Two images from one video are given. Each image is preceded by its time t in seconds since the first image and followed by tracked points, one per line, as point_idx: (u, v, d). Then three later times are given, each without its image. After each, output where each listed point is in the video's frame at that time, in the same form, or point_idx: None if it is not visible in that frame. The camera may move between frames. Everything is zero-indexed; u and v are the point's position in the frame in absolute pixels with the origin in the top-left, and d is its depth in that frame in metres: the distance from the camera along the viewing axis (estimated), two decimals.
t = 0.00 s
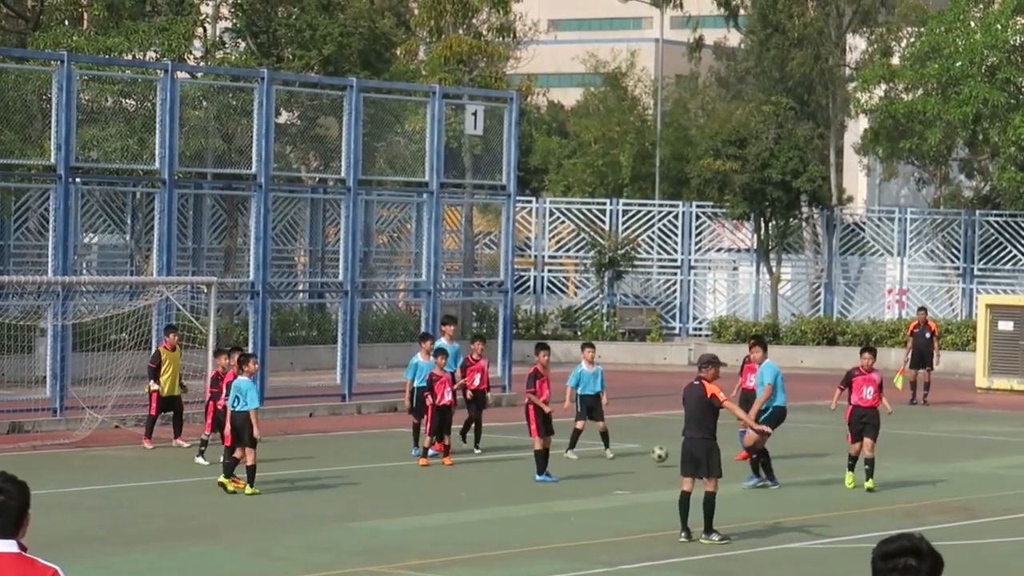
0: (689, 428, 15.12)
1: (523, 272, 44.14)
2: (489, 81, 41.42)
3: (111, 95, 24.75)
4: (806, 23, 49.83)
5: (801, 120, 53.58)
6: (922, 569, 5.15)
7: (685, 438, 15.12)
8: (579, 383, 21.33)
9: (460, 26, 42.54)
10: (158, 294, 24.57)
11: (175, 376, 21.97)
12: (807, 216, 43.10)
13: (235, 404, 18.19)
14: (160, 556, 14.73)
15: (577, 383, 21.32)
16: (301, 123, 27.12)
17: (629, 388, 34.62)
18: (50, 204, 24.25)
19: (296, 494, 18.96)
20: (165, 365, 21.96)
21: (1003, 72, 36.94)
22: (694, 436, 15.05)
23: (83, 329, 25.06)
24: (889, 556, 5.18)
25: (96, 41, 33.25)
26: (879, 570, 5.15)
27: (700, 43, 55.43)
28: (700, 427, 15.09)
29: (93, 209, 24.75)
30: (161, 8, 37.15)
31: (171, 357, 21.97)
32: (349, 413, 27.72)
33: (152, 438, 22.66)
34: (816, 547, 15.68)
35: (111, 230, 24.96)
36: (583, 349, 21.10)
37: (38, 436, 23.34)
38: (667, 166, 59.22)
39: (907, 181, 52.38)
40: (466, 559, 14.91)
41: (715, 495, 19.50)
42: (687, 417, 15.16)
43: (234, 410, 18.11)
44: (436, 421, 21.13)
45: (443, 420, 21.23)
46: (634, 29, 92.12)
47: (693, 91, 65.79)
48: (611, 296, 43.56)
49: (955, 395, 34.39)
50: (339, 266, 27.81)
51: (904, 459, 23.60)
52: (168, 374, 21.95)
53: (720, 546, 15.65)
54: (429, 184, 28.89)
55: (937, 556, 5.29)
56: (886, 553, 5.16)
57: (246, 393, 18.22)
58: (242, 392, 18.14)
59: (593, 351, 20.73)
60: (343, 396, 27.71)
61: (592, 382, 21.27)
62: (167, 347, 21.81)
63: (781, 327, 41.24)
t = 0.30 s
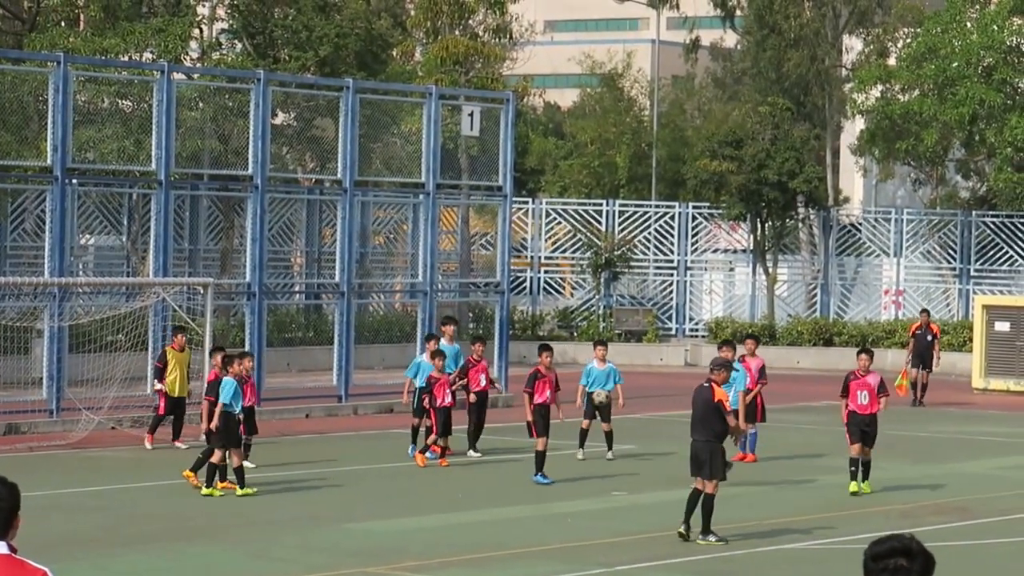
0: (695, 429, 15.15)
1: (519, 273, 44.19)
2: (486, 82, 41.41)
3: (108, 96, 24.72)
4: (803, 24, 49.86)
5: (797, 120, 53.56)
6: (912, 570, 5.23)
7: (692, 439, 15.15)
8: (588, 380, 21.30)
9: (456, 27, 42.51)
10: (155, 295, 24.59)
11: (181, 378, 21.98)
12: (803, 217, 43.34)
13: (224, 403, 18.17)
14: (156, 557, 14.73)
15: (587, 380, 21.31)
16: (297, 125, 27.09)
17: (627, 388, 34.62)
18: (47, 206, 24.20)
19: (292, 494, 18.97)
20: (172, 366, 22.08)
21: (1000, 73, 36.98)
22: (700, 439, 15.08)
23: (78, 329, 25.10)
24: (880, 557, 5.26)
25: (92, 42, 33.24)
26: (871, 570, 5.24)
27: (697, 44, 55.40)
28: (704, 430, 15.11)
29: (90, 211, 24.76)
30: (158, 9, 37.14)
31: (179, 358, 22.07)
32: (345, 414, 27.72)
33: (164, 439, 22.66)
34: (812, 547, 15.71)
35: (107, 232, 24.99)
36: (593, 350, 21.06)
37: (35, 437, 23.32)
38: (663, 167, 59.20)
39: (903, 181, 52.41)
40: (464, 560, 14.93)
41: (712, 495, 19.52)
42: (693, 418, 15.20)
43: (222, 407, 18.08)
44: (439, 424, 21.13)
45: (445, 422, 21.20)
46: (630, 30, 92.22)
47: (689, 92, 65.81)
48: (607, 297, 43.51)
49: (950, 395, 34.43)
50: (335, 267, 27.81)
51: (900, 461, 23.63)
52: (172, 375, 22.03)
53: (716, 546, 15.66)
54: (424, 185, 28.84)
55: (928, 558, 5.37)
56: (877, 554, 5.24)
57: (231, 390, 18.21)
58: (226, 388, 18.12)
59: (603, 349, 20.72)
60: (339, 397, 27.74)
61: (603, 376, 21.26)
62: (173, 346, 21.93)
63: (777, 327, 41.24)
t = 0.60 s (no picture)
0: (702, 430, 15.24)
1: (512, 274, 44.19)
2: (478, 82, 41.43)
3: (99, 97, 24.74)
4: (794, 25, 49.90)
5: (789, 121, 53.55)
6: (900, 569, 5.22)
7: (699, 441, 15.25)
8: (579, 381, 21.28)
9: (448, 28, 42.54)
10: (147, 296, 24.74)
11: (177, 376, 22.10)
12: (795, 217, 43.25)
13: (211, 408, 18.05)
14: (149, 557, 14.76)
15: (578, 380, 21.30)
16: (289, 125, 27.17)
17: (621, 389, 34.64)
18: (40, 206, 24.18)
19: (286, 495, 19.00)
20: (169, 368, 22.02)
21: (992, 72, 37.02)
22: (704, 440, 15.16)
23: (71, 331, 25.03)
24: (867, 556, 5.25)
25: (85, 43, 33.27)
26: (858, 569, 5.23)
27: (689, 45, 55.45)
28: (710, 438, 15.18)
29: (82, 211, 24.77)
30: (150, 9, 37.15)
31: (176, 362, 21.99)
32: (338, 415, 27.76)
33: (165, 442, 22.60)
34: (804, 547, 15.75)
35: (100, 232, 24.96)
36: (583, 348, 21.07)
37: (27, 438, 23.34)
38: (656, 167, 59.22)
39: (896, 182, 52.45)
40: (457, 560, 14.96)
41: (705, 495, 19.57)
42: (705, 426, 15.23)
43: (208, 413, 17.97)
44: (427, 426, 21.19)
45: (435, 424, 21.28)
46: (622, 30, 92.26)
47: (681, 93, 65.84)
48: (600, 298, 43.54)
49: (942, 395, 34.47)
50: (327, 268, 27.74)
51: (892, 461, 23.67)
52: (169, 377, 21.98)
53: (706, 546, 15.68)
54: (417, 186, 28.81)
55: (916, 557, 5.35)
56: (865, 553, 5.24)
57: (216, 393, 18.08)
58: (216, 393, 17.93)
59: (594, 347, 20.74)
60: (332, 397, 27.90)
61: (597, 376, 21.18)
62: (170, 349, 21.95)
63: (770, 328, 41.20)
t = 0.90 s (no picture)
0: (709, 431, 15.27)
1: (499, 274, 44.25)
2: (466, 82, 41.44)
3: (87, 98, 24.69)
4: (781, 24, 49.93)
5: (776, 121, 53.57)
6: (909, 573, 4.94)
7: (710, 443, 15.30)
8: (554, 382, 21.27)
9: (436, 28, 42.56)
10: (133, 296, 24.65)
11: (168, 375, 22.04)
12: (783, 216, 43.33)
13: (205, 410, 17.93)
14: (137, 557, 14.78)
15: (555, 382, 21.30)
16: (276, 126, 27.14)
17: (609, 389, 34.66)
18: (27, 207, 24.15)
19: (275, 495, 19.02)
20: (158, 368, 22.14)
21: (979, 72, 37.08)
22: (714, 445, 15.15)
23: (59, 331, 24.85)
24: (874, 558, 4.99)
25: (72, 43, 33.27)
26: None
27: (676, 44, 55.43)
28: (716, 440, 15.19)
29: (70, 212, 24.75)
30: (138, 9, 37.14)
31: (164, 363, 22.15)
32: (325, 415, 27.78)
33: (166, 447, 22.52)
34: (791, 546, 15.77)
35: (87, 233, 24.93)
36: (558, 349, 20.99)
37: (15, 438, 23.35)
38: (643, 167, 59.19)
39: (883, 182, 52.51)
40: (445, 559, 14.98)
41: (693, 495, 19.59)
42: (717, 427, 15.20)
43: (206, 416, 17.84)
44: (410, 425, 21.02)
45: (420, 421, 21.09)
46: (609, 30, 92.33)
47: (668, 92, 65.88)
48: (587, 298, 43.61)
49: (930, 395, 34.50)
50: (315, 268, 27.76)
51: (880, 461, 23.69)
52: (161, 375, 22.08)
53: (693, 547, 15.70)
54: (404, 186, 28.79)
55: (926, 562, 5.09)
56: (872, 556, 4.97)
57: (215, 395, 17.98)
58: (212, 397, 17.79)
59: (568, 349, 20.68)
60: (320, 397, 27.96)
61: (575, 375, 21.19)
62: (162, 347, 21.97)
63: (757, 328, 41.25)
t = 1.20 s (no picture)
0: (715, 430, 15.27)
1: (481, 273, 44.08)
2: (448, 82, 41.44)
3: (68, 98, 24.64)
4: (764, 24, 49.96)
5: (758, 120, 53.58)
6: None
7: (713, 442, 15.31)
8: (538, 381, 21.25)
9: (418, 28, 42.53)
10: (115, 296, 24.49)
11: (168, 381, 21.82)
12: (765, 216, 43.40)
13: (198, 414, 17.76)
14: (117, 558, 14.77)
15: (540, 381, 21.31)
16: (259, 126, 27.07)
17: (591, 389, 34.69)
18: (8, 207, 24.12)
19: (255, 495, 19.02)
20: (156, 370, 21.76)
21: (961, 72, 37.13)
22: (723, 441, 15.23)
23: (40, 332, 25.09)
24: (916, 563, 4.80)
25: (53, 44, 33.25)
26: None
27: (658, 44, 55.43)
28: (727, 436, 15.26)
29: (52, 211, 24.76)
30: (119, 10, 37.10)
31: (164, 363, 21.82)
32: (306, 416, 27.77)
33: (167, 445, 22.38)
34: (769, 546, 15.78)
35: (69, 233, 24.98)
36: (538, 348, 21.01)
37: None
38: (625, 167, 59.18)
39: (865, 181, 52.64)
40: (427, 560, 14.98)
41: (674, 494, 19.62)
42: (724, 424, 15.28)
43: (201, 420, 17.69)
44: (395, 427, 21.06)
45: (409, 424, 21.07)
46: (591, 30, 92.43)
47: (650, 92, 65.92)
48: (569, 298, 43.52)
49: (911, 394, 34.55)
50: (297, 268, 27.74)
51: (862, 460, 23.71)
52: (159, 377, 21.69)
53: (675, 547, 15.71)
54: (386, 186, 28.72)
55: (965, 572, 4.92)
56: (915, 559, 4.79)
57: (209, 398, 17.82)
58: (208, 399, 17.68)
59: (550, 347, 20.74)
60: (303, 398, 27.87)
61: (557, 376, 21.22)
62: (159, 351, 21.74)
63: (740, 327, 41.29)
